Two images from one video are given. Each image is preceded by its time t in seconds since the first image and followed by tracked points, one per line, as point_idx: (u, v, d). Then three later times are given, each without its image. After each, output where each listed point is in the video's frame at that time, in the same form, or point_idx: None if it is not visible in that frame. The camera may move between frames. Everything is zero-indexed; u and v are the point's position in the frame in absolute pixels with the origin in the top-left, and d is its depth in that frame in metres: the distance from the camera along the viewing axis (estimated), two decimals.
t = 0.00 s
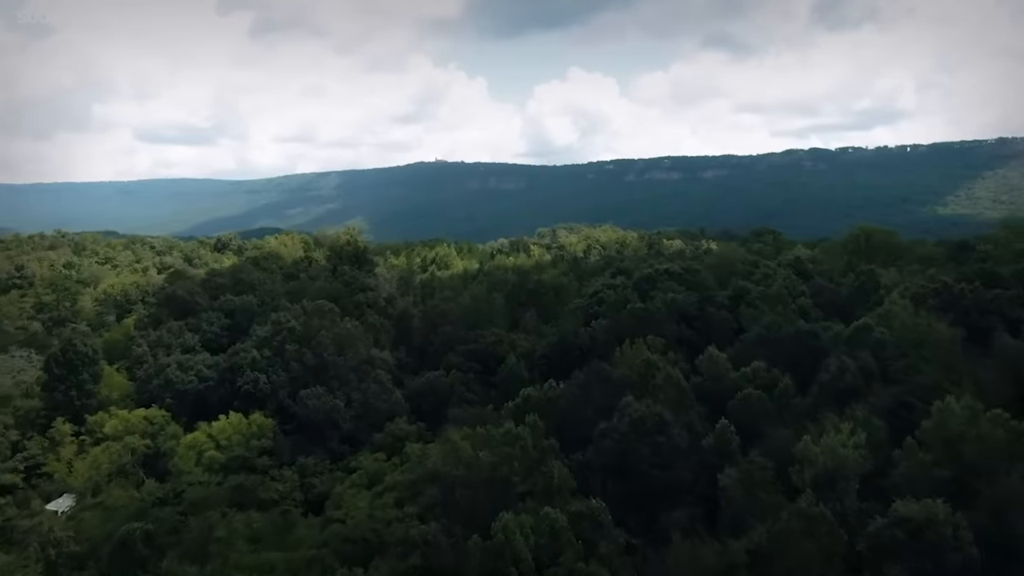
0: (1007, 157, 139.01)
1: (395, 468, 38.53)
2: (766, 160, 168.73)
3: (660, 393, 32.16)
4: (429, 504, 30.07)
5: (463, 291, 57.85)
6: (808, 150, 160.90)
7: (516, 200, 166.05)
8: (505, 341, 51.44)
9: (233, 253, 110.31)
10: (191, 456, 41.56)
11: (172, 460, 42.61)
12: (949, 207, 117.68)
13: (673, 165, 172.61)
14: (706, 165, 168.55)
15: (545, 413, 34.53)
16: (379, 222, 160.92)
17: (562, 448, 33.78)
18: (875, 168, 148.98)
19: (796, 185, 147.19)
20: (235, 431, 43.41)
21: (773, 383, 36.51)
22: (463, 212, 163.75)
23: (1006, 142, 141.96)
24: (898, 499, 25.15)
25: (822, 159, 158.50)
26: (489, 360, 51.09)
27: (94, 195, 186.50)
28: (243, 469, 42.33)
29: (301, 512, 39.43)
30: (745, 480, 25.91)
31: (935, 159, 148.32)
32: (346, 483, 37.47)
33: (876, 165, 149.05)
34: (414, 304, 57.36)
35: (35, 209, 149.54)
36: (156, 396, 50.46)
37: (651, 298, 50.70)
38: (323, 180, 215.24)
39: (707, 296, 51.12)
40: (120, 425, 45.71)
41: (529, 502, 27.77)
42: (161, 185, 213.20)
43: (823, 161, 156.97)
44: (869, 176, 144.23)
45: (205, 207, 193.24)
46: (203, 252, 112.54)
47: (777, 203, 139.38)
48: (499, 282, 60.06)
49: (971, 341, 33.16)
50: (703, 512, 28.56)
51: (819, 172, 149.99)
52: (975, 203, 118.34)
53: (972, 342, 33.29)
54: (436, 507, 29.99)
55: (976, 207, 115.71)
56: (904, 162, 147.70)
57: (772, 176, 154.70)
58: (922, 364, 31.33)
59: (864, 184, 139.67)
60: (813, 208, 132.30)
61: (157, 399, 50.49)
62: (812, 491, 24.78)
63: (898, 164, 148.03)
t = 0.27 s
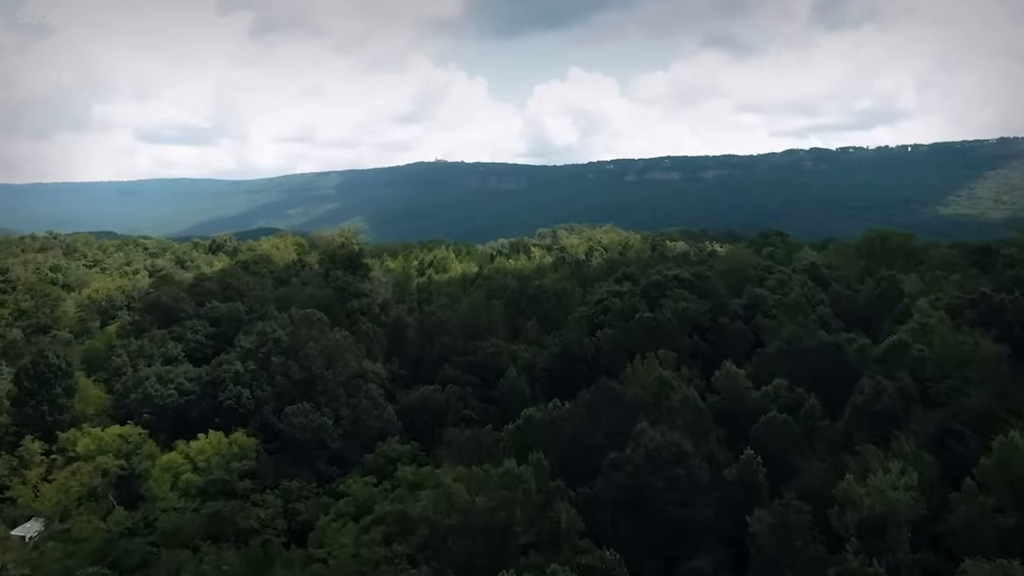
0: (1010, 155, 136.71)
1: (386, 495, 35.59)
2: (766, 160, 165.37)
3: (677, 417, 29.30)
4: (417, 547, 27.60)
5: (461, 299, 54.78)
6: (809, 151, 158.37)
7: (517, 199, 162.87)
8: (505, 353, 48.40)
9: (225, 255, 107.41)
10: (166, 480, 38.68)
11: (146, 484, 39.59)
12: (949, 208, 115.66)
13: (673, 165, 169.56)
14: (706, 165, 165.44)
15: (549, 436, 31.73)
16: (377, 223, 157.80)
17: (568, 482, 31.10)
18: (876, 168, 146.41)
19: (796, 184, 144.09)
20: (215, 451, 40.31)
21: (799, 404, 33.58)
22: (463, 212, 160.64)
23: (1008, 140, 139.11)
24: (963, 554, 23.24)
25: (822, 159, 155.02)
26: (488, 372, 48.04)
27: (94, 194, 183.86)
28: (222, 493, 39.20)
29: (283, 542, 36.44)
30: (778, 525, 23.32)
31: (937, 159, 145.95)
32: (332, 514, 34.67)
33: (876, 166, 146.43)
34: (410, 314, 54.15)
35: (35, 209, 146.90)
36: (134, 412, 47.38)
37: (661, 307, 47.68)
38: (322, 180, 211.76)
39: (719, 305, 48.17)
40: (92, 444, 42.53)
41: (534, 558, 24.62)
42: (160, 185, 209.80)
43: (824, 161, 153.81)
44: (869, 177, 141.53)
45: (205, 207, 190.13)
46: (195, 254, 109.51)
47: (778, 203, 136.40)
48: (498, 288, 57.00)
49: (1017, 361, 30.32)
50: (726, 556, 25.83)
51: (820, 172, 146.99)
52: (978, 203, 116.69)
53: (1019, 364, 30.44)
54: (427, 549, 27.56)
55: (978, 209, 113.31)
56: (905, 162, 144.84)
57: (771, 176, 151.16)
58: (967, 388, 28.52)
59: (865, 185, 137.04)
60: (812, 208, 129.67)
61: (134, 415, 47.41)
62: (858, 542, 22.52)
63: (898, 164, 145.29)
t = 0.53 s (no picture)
0: (1012, 155, 133.08)
1: (373, 534, 32.44)
2: (766, 160, 161.35)
3: (700, 454, 25.84)
4: None
5: (458, 309, 51.11)
6: (809, 151, 154.70)
7: (518, 199, 159.17)
8: (505, 368, 44.80)
9: (216, 259, 103.98)
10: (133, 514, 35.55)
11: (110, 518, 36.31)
12: (951, 207, 112.09)
13: (673, 165, 165.69)
14: (706, 165, 161.59)
15: (555, 471, 28.61)
16: (374, 223, 154.18)
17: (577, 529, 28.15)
18: (875, 168, 142.64)
19: (796, 184, 140.57)
20: (185, 480, 36.77)
21: (832, 436, 30.18)
22: (463, 212, 157.10)
23: (1010, 139, 135.71)
24: None
25: (823, 159, 151.04)
26: (486, 391, 44.47)
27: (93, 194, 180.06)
28: (194, 527, 36.14)
29: None
30: None
31: (940, 159, 142.21)
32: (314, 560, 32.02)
33: (876, 166, 142.65)
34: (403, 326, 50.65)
35: (36, 209, 144.27)
36: (104, 432, 43.93)
37: (675, 320, 43.96)
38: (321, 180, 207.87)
39: (736, 317, 44.49)
40: (54, 471, 38.98)
41: None
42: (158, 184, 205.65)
43: (824, 160, 149.78)
44: (869, 177, 137.67)
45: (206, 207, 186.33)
46: (186, 256, 106.08)
47: (779, 203, 132.80)
48: (497, 296, 53.45)
49: None
50: None
51: (820, 172, 143.14)
52: (980, 203, 112.11)
53: None
54: None
55: (979, 208, 109.51)
56: (906, 161, 141.05)
57: (771, 176, 147.32)
58: None
59: (866, 184, 132.92)
60: (811, 208, 126.64)
61: (104, 436, 44.08)
62: None
63: (898, 164, 141.44)
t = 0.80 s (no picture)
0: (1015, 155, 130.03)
1: None
2: (766, 160, 157.79)
3: (727, 495, 23.07)
4: None
5: (456, 320, 48.08)
6: (810, 152, 151.82)
7: (518, 199, 155.92)
8: (505, 384, 41.72)
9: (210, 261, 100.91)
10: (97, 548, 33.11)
11: (74, 556, 33.59)
12: (951, 208, 108.71)
13: (674, 164, 162.40)
14: (706, 164, 158.32)
15: (562, 510, 26.16)
16: (373, 223, 151.09)
17: None
18: (876, 168, 139.04)
19: (796, 185, 137.46)
20: (154, 510, 33.81)
21: (869, 468, 27.08)
22: (463, 212, 153.92)
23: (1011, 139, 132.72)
24: None
25: (823, 159, 147.82)
26: (485, 409, 41.34)
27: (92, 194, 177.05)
28: (165, 564, 33.35)
29: None
30: None
31: (942, 159, 139.05)
32: None
33: (877, 166, 138.99)
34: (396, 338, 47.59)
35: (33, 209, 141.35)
36: (75, 453, 40.91)
37: (688, 332, 40.87)
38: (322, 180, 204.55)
39: (753, 329, 41.32)
40: (16, 498, 36.15)
41: None
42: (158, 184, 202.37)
43: (824, 160, 146.58)
44: (868, 177, 133.64)
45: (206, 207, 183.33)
46: (177, 258, 102.79)
47: (779, 203, 129.54)
48: (496, 304, 50.39)
49: None
50: None
51: (822, 173, 139.84)
52: (977, 205, 107.61)
53: None
54: None
55: (979, 208, 105.78)
56: (907, 161, 137.51)
57: (771, 176, 144.10)
58: None
59: (868, 185, 129.46)
60: (811, 209, 123.71)
61: (73, 458, 40.96)
62: None
63: (899, 164, 138.18)
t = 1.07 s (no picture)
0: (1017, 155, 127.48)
1: None
2: (767, 160, 154.85)
3: (760, 550, 20.20)
4: None
5: (454, 332, 45.01)
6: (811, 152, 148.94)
7: (518, 199, 152.83)
8: (505, 403, 38.64)
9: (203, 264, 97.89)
10: None
11: None
12: (953, 208, 105.96)
13: (674, 164, 159.21)
14: (706, 164, 155.20)
15: (568, 559, 23.29)
16: (372, 224, 148.16)
17: None
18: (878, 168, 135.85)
19: (796, 185, 134.45)
20: (118, 547, 30.92)
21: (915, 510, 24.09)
22: (463, 212, 150.80)
23: (1013, 139, 130.08)
24: None
25: (824, 159, 145.02)
26: (483, 431, 38.25)
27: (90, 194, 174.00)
28: None
29: None
30: None
31: (943, 159, 136.31)
32: None
33: (879, 165, 135.65)
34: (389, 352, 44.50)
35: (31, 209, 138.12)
36: (39, 479, 37.71)
37: (704, 347, 37.73)
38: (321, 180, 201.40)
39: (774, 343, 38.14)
40: None
41: None
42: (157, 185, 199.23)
43: (825, 161, 143.80)
44: (869, 176, 130.42)
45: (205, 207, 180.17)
46: (168, 261, 99.62)
47: (780, 202, 126.49)
48: (496, 314, 47.31)
49: None
50: None
51: (824, 172, 136.66)
52: (977, 206, 104.66)
53: None
54: None
55: (981, 208, 103.52)
56: (909, 160, 134.27)
57: (772, 176, 141.18)
58: None
59: (868, 184, 125.93)
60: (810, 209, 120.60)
61: (38, 484, 37.74)
62: None
63: (901, 164, 135.04)
